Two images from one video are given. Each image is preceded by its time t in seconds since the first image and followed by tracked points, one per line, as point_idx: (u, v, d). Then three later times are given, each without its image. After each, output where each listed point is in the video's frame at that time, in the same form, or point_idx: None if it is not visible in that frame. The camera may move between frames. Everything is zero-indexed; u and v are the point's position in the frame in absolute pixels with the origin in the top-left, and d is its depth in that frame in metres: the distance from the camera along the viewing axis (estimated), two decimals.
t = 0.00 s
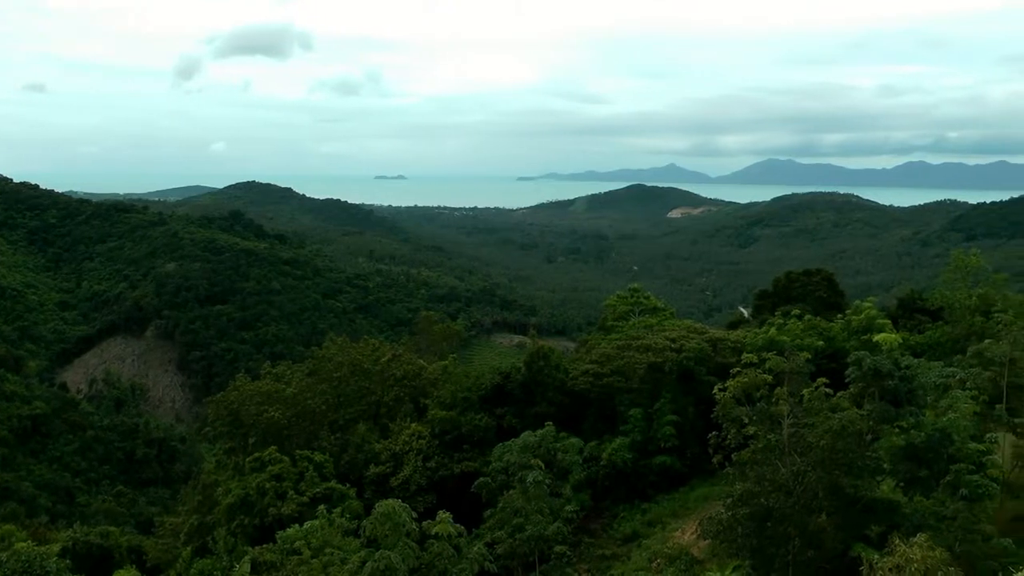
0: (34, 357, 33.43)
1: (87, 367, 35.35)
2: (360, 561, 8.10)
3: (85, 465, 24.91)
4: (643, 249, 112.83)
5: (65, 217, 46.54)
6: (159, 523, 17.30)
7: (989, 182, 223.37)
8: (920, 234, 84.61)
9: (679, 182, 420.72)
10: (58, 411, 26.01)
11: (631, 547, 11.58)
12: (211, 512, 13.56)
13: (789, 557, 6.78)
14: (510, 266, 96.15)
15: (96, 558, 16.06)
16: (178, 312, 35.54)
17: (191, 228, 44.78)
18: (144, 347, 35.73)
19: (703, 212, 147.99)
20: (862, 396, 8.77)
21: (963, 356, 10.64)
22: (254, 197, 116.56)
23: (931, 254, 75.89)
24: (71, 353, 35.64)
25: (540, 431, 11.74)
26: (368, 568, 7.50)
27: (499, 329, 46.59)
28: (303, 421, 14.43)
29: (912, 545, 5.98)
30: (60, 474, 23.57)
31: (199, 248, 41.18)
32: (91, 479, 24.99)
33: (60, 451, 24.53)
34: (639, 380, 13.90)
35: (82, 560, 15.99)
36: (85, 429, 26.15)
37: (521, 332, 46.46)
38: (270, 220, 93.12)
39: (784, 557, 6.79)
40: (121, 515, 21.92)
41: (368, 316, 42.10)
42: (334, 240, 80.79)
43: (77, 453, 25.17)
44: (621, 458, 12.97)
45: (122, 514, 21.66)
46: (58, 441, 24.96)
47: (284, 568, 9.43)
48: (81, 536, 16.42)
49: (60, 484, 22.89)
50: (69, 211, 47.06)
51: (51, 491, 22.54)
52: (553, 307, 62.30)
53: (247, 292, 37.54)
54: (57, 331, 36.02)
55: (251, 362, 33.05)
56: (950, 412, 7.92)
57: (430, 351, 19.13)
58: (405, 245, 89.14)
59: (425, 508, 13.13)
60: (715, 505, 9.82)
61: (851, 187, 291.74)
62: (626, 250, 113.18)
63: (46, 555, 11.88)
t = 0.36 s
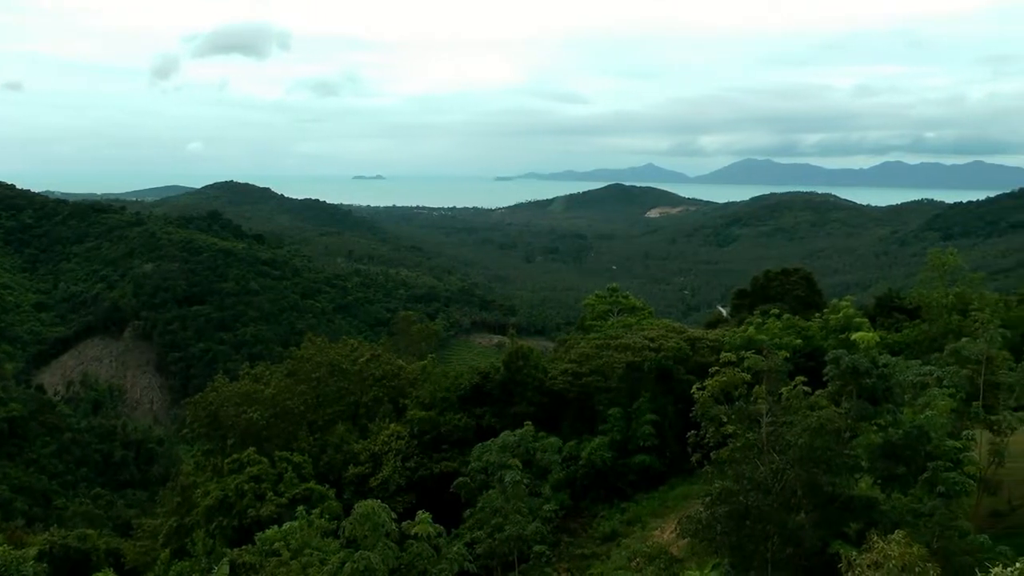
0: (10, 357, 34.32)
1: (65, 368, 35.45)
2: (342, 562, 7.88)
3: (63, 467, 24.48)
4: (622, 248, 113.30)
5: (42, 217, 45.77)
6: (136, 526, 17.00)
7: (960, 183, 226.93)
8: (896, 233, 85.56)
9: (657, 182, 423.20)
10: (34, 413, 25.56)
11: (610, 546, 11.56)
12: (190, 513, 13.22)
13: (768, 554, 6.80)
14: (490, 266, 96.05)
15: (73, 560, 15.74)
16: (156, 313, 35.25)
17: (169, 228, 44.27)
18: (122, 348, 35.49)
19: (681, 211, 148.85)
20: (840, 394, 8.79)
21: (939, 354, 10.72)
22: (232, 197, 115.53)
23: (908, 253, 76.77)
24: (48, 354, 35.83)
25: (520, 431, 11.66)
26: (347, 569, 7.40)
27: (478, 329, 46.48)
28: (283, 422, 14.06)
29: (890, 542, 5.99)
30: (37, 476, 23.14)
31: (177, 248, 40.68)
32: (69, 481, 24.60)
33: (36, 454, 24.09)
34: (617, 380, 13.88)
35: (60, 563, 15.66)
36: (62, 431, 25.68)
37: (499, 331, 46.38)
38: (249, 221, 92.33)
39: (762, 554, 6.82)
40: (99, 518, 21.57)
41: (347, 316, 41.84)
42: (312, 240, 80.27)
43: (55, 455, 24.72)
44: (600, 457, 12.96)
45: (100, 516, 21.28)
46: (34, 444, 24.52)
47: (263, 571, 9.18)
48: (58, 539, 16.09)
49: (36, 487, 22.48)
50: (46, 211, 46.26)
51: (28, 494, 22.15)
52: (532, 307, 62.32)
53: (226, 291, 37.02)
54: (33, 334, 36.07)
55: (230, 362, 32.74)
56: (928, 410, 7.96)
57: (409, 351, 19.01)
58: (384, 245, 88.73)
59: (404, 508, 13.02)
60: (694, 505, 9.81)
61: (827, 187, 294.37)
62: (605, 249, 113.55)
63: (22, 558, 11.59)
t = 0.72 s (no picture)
0: None
1: (39, 370, 34.94)
2: (318, 563, 7.71)
3: (38, 470, 23.93)
4: (599, 248, 113.59)
5: (15, 218, 44.88)
6: (111, 529, 16.61)
7: (929, 184, 230.70)
8: (871, 233, 86.58)
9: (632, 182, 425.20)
10: (7, 417, 25.01)
11: (587, 545, 11.51)
12: (166, 515, 12.89)
13: (745, 553, 6.76)
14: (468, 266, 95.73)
15: (47, 565, 15.26)
16: (131, 314, 34.75)
17: (144, 228, 43.60)
18: (97, 350, 34.99)
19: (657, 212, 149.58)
20: (815, 393, 8.80)
21: (914, 352, 10.76)
22: (206, 197, 114.13)
23: (885, 252, 77.65)
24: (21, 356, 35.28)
25: (496, 431, 11.57)
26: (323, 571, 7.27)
27: (454, 328, 46.29)
28: (259, 423, 13.82)
29: (866, 539, 5.97)
30: (10, 479, 22.58)
31: (153, 249, 40.08)
32: (43, 484, 24.08)
33: (10, 456, 23.53)
34: (594, 379, 13.79)
35: (34, 567, 15.22)
36: (37, 434, 25.14)
37: (476, 331, 46.23)
38: (224, 221, 91.27)
39: (740, 552, 6.77)
40: (74, 521, 21.11)
41: (323, 316, 41.51)
42: (288, 240, 79.54)
43: (30, 458, 24.15)
44: (577, 457, 12.90)
45: (75, 519, 20.80)
46: (7, 447, 23.95)
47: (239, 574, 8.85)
48: (30, 542, 15.66)
49: (9, 491, 21.94)
50: (19, 211, 45.37)
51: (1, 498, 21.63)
52: (509, 307, 62.28)
53: (201, 292, 36.54)
54: (7, 335, 35.42)
55: (205, 363, 32.32)
56: (903, 407, 7.96)
57: (386, 351, 18.85)
58: (362, 246, 88.20)
59: (382, 509, 12.86)
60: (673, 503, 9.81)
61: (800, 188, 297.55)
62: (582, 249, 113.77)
63: None
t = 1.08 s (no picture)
0: None
1: (13, 374, 34.42)
2: (297, 564, 7.59)
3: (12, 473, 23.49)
4: (576, 248, 113.77)
5: None
6: (86, 532, 16.32)
7: (901, 184, 233.99)
8: (846, 233, 87.59)
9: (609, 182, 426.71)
10: None
11: (566, 544, 11.49)
12: (143, 518, 12.63)
13: (722, 551, 6.76)
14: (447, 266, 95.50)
15: (22, 569, 14.94)
16: (107, 315, 34.32)
17: (120, 229, 42.97)
18: (73, 351, 34.61)
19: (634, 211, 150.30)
20: (793, 391, 8.83)
21: (890, 350, 10.85)
22: (182, 197, 112.83)
23: (861, 251, 78.52)
24: None
25: (474, 431, 11.48)
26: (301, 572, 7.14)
27: (432, 329, 46.14)
28: (236, 424, 13.59)
29: (843, 536, 5.97)
30: None
31: (129, 250, 39.48)
32: (18, 487, 23.63)
33: None
34: (572, 379, 13.74)
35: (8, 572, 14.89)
36: (12, 437, 24.72)
37: (454, 331, 46.11)
38: (200, 221, 90.25)
39: (718, 550, 6.77)
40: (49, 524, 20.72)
41: (300, 317, 41.19)
42: (265, 240, 78.81)
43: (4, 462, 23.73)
44: (555, 457, 12.87)
45: (49, 522, 20.41)
46: None
47: None
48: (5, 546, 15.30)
49: None
50: None
51: None
52: (486, 306, 62.19)
53: (178, 292, 36.01)
54: None
55: (182, 365, 31.98)
56: (880, 404, 8.00)
57: (363, 351, 18.70)
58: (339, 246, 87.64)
59: (360, 509, 12.75)
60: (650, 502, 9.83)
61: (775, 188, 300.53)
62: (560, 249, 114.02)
63: None
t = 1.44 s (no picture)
0: None
1: None
2: (274, 566, 7.51)
3: None
4: (553, 247, 113.90)
5: None
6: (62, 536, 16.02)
7: (873, 185, 237.10)
8: (822, 232, 88.48)
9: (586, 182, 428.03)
10: None
11: (544, 545, 11.45)
12: (119, 521, 12.40)
13: (700, 549, 6.75)
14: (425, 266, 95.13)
15: None
16: (83, 316, 34.12)
17: (96, 229, 42.31)
18: (48, 352, 34.23)
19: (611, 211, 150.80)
20: (769, 389, 8.88)
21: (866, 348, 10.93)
22: (157, 197, 111.51)
23: (837, 250, 79.34)
24: None
25: (452, 431, 11.40)
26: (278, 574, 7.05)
27: (409, 329, 45.93)
28: (212, 425, 13.38)
29: (821, 533, 5.98)
30: None
31: (105, 250, 38.89)
32: None
33: None
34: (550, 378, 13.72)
35: None
36: None
37: (431, 331, 45.93)
38: (175, 221, 89.18)
39: (696, 549, 6.76)
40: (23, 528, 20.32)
41: (277, 317, 40.83)
42: (242, 240, 78.04)
43: None
44: (533, 456, 12.83)
45: (24, 526, 20.00)
46: None
47: None
48: None
49: None
50: None
51: None
52: (463, 306, 62.05)
53: (155, 293, 35.43)
54: None
55: (158, 366, 31.51)
56: (856, 402, 8.05)
57: (341, 352, 18.56)
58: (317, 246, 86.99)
59: (337, 510, 12.62)
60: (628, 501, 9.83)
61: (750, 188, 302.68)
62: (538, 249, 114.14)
63: None
